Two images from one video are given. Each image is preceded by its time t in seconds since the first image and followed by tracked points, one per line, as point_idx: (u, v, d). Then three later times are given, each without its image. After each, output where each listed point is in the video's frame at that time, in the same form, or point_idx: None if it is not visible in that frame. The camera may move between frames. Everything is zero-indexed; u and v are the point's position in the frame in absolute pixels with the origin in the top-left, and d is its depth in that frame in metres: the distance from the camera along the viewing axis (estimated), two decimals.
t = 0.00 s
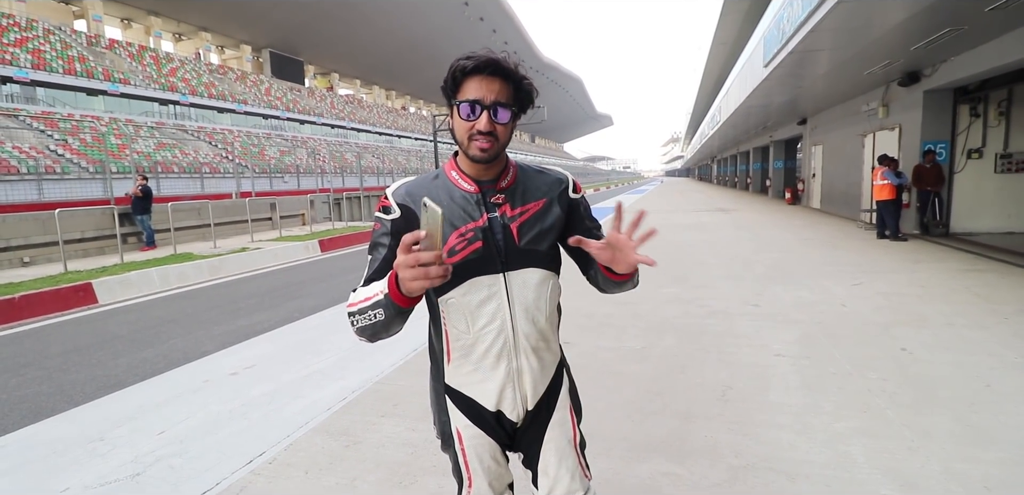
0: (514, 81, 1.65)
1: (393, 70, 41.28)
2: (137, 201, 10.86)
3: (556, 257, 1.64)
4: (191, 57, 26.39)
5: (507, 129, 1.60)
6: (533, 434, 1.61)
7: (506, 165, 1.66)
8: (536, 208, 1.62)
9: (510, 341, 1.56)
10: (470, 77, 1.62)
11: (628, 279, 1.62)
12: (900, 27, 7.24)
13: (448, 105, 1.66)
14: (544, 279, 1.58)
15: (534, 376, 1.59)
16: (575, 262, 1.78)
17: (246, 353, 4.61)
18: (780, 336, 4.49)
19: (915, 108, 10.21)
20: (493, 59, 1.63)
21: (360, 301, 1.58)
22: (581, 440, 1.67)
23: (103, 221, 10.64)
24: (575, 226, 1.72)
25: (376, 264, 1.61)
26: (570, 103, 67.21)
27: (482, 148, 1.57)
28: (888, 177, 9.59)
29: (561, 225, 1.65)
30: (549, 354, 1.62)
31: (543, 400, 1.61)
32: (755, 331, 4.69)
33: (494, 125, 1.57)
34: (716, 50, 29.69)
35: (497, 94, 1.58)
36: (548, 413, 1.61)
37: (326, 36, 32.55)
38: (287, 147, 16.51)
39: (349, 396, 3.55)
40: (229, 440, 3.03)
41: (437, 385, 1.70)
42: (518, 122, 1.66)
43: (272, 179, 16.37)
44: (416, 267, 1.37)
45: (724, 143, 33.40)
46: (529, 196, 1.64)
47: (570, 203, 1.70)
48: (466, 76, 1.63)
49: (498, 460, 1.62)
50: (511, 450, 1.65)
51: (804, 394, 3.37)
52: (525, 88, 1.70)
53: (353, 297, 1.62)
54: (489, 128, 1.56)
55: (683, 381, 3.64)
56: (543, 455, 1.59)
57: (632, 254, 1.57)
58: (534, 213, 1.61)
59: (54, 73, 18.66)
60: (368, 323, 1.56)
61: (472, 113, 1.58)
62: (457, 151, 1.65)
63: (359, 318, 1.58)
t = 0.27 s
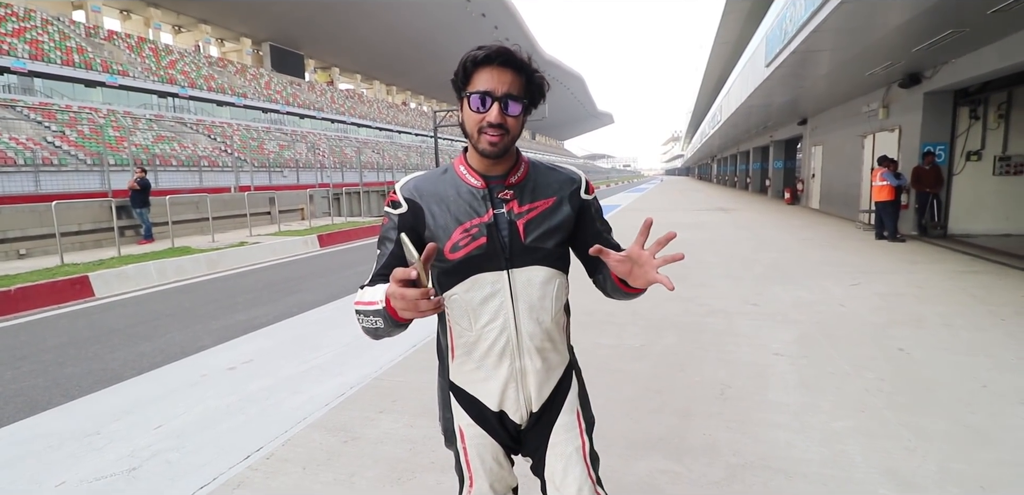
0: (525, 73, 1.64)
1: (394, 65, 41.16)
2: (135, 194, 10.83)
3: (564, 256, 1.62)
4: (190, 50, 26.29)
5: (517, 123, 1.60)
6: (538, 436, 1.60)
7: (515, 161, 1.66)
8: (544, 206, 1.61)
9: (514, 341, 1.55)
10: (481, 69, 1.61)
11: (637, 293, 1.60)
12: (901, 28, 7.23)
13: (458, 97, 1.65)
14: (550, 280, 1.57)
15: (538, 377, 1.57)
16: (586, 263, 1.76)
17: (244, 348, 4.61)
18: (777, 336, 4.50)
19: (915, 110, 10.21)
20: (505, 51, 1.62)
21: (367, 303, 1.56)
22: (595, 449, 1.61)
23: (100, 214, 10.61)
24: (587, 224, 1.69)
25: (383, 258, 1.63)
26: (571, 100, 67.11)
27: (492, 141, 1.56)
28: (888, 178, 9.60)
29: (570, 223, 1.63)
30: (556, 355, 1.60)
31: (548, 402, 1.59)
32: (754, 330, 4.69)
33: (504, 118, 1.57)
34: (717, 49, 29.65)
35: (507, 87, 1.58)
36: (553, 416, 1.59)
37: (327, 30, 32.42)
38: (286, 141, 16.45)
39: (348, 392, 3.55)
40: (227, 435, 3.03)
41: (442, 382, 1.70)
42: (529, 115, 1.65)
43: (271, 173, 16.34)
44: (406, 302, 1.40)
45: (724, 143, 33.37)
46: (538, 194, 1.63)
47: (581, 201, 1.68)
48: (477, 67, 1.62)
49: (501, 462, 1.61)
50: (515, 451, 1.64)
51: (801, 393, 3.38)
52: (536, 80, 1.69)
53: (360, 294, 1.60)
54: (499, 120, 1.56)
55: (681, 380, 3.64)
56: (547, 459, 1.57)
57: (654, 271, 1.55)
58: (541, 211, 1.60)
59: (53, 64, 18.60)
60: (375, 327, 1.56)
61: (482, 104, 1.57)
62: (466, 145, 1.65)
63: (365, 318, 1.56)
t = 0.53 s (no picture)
0: (552, 60, 1.63)
1: (388, 62, 41.00)
2: (126, 190, 10.73)
3: (584, 254, 1.57)
4: (182, 45, 26.08)
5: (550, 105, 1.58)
6: (553, 441, 1.56)
7: (539, 152, 1.63)
8: (564, 202, 1.57)
9: (529, 343, 1.51)
10: (510, 53, 1.58)
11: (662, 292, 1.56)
12: (893, 28, 7.26)
13: (484, 84, 1.60)
14: (568, 280, 1.52)
15: (554, 381, 1.54)
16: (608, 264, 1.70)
17: (236, 346, 4.58)
18: (772, 334, 4.51)
19: (906, 110, 10.26)
20: (532, 35, 1.61)
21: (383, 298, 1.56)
22: (603, 457, 1.62)
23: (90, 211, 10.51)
24: (609, 222, 1.65)
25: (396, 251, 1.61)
26: (565, 98, 67.11)
27: (532, 123, 1.53)
28: (880, 177, 9.67)
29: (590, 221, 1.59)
30: (572, 358, 1.56)
31: (563, 406, 1.56)
32: (747, 328, 4.71)
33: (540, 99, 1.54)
34: (711, 47, 29.71)
35: (540, 69, 1.56)
36: (566, 421, 1.57)
37: (320, 26, 32.24)
38: (279, 138, 16.36)
39: (341, 391, 3.53)
40: (217, 435, 3.00)
41: (455, 383, 1.68)
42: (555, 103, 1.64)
43: (264, 170, 16.24)
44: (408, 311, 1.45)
45: (718, 141, 33.46)
46: (558, 189, 1.59)
47: (603, 198, 1.64)
48: (506, 52, 1.58)
49: (514, 468, 1.57)
50: (528, 458, 1.59)
51: (795, 391, 3.38)
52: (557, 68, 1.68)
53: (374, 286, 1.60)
54: (536, 102, 1.53)
55: (676, 378, 3.64)
56: (561, 465, 1.54)
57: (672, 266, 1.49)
58: (561, 207, 1.56)
59: (42, 59, 18.40)
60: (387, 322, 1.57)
61: (518, 86, 1.54)
62: (495, 131, 1.59)
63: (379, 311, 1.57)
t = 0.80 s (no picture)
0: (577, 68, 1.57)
1: (377, 67, 40.95)
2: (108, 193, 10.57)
3: (591, 264, 1.56)
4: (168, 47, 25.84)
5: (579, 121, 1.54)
6: (547, 448, 1.55)
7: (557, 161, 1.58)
8: (578, 211, 1.54)
9: (535, 353, 1.48)
10: (552, 61, 1.47)
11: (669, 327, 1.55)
12: (876, 42, 7.40)
13: (515, 90, 1.48)
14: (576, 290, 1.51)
15: (555, 390, 1.52)
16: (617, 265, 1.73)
17: (220, 353, 4.51)
18: (758, 341, 4.53)
19: (889, 121, 10.43)
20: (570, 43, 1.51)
21: (380, 308, 1.44)
22: (591, 462, 1.64)
23: (71, 214, 10.33)
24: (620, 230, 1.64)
25: (392, 249, 1.50)
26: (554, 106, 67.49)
27: (567, 139, 1.48)
28: (863, 187, 9.80)
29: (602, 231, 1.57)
30: (574, 368, 1.55)
31: (561, 415, 1.55)
32: (734, 335, 4.73)
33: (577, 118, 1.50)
34: (699, 57, 30.04)
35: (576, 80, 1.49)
36: (562, 429, 1.56)
37: (309, 31, 32.13)
38: (266, 141, 16.24)
39: (326, 399, 3.49)
40: (198, 444, 2.95)
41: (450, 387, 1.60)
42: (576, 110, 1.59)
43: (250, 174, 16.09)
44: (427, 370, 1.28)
45: (705, 150, 33.80)
46: (572, 197, 1.55)
47: (614, 207, 1.62)
48: (547, 59, 1.47)
49: (506, 480, 1.54)
50: (519, 468, 1.57)
51: (781, 399, 3.41)
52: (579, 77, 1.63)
53: (367, 286, 1.49)
54: (576, 117, 1.48)
55: (664, 386, 3.65)
56: (550, 472, 1.55)
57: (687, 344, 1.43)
58: (574, 216, 1.53)
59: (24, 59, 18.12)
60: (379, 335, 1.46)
61: (559, 101, 1.45)
62: (523, 143, 1.50)
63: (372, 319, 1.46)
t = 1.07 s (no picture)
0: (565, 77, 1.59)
1: (370, 71, 40.93)
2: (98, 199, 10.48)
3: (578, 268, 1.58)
4: (159, 52, 25.72)
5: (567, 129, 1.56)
6: (541, 455, 1.55)
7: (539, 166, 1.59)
8: (565, 216, 1.54)
9: (533, 361, 1.45)
10: (549, 66, 1.47)
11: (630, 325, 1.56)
12: (865, 46, 7.47)
13: (510, 91, 1.46)
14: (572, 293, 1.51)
15: (551, 396, 1.51)
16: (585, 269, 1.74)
17: (212, 359, 4.48)
18: (751, 344, 4.55)
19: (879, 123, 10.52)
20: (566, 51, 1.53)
21: (395, 333, 1.37)
22: (580, 462, 1.65)
23: (61, 220, 10.25)
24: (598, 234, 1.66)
25: (388, 270, 1.42)
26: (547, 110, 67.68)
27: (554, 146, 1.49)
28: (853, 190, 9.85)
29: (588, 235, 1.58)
30: (567, 372, 1.55)
31: (554, 420, 1.55)
32: (727, 338, 4.75)
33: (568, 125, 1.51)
34: (690, 61, 30.22)
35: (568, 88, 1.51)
36: (554, 433, 1.55)
37: (301, 35, 32.07)
38: (258, 146, 16.18)
39: (320, 405, 3.47)
40: (191, 452, 2.92)
41: (442, 401, 1.56)
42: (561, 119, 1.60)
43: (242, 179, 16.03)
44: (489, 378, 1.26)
45: (697, 154, 33.99)
46: (558, 202, 1.55)
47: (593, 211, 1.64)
48: (545, 64, 1.47)
49: (500, 487, 1.52)
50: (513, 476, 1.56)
51: (774, 401, 3.42)
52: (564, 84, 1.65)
53: (371, 316, 1.40)
54: (567, 124, 1.49)
55: (658, 389, 3.65)
56: (543, 477, 1.54)
57: (670, 307, 1.48)
58: (562, 221, 1.53)
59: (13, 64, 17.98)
60: (401, 358, 1.40)
61: (554, 107, 1.46)
62: (512, 145, 1.49)
63: (389, 346, 1.40)
